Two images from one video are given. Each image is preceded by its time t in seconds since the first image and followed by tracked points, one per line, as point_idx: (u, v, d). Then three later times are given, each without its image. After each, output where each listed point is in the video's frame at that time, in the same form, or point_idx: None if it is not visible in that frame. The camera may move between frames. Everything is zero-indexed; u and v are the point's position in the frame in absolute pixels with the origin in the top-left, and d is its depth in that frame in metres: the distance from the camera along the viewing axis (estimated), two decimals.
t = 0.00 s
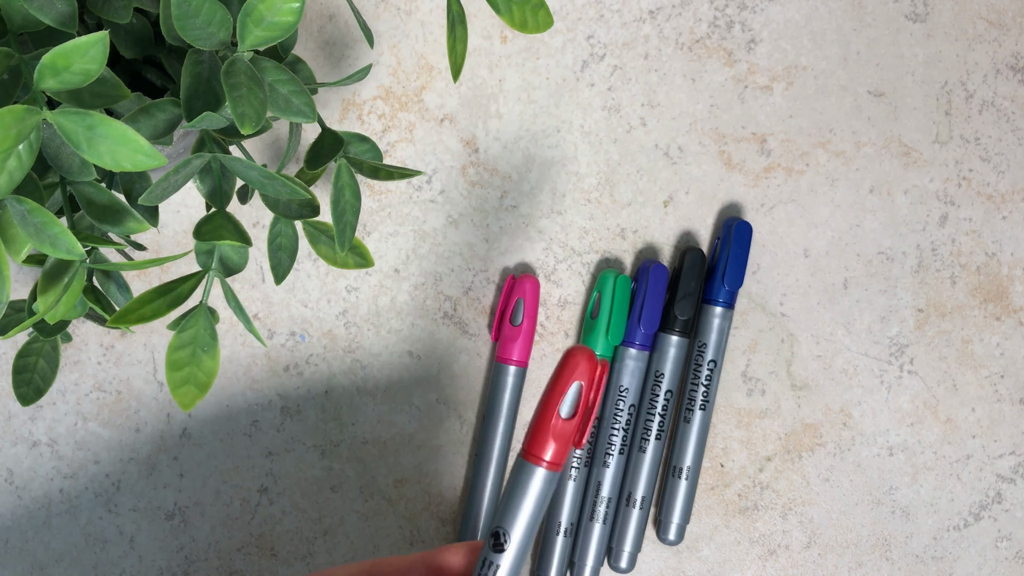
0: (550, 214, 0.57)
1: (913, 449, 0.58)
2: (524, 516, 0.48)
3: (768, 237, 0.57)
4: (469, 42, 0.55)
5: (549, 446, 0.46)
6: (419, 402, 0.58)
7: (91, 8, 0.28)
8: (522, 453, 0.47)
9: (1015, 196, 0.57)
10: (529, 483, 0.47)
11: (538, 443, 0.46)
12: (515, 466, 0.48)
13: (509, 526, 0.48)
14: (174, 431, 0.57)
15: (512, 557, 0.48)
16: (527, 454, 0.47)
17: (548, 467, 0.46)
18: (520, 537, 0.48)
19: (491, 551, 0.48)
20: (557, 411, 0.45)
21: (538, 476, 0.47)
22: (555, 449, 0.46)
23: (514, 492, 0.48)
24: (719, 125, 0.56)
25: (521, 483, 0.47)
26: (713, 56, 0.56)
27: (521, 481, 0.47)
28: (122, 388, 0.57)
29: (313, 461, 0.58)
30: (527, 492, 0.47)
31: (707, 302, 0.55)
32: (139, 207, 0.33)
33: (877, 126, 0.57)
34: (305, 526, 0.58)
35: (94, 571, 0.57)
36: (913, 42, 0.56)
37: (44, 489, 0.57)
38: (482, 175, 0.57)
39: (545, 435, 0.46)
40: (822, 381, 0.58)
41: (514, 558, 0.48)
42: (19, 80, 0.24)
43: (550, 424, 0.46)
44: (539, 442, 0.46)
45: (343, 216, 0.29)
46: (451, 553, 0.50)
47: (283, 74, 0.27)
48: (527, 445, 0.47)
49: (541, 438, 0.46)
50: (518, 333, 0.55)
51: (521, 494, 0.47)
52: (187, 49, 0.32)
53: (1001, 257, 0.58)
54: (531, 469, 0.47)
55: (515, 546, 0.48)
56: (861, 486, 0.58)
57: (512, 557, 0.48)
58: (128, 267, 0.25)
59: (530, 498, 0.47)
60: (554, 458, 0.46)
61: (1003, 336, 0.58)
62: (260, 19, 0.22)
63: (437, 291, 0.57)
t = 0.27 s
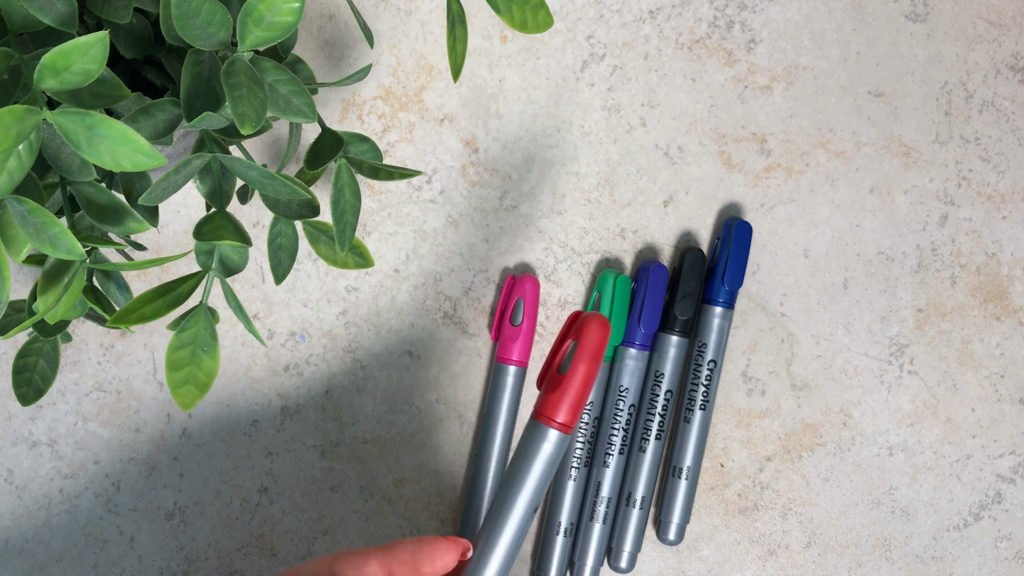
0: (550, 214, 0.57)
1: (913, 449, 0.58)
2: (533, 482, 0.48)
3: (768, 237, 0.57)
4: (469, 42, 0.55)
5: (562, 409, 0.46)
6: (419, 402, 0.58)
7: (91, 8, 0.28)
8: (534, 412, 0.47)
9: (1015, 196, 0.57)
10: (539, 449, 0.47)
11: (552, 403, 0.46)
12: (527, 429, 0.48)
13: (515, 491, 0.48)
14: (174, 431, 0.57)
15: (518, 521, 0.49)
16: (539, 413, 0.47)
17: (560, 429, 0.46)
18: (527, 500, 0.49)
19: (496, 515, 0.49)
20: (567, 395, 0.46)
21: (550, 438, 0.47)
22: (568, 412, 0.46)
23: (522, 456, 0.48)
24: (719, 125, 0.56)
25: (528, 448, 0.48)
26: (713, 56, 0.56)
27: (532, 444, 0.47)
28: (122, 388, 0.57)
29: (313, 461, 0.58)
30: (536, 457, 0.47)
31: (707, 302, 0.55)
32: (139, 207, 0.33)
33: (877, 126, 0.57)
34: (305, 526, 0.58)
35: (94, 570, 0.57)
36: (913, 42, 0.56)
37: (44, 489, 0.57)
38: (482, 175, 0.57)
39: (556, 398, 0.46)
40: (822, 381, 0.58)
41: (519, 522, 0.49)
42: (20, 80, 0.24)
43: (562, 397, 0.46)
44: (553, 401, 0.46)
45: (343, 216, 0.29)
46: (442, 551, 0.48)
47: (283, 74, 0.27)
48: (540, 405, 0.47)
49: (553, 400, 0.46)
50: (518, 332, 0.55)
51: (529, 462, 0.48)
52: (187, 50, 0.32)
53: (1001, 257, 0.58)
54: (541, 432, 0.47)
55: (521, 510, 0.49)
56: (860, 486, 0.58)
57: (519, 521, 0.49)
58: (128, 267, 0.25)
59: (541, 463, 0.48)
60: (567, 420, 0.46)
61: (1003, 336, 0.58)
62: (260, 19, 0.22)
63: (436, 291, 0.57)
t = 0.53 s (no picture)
0: (550, 214, 0.57)
1: (913, 449, 0.58)
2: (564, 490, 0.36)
3: (768, 237, 0.57)
4: (469, 42, 0.55)
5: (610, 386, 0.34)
6: (419, 402, 0.58)
7: (91, 8, 0.28)
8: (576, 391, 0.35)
9: (1015, 196, 0.57)
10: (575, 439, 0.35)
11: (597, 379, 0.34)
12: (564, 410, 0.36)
13: (542, 499, 0.37)
14: (174, 431, 0.57)
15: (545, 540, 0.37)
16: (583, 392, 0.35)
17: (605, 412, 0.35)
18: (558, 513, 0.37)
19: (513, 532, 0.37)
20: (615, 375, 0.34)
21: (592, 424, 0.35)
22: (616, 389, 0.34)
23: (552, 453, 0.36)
24: (719, 125, 0.56)
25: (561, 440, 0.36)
26: (713, 56, 0.56)
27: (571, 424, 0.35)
28: (122, 388, 0.57)
29: (313, 461, 0.58)
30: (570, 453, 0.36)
31: (707, 302, 0.55)
32: (139, 207, 0.33)
33: (877, 126, 0.57)
34: (305, 526, 0.58)
35: (94, 571, 0.57)
36: (913, 42, 0.56)
37: (44, 489, 0.57)
38: (482, 175, 0.57)
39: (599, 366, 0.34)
40: (822, 381, 0.58)
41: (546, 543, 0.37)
42: (20, 80, 0.24)
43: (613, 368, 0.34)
44: (598, 374, 0.34)
45: (343, 216, 0.29)
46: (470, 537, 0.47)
47: (283, 74, 0.27)
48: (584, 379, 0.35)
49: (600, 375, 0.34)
50: (518, 332, 0.55)
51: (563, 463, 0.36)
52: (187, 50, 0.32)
53: (1001, 257, 0.58)
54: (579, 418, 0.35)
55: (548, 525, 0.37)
56: (860, 486, 0.58)
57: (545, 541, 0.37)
58: (128, 267, 0.25)
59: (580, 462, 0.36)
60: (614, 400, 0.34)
61: (1003, 336, 0.58)
62: (260, 19, 0.22)
63: (437, 291, 0.57)
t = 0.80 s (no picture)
0: (550, 214, 0.57)
1: (913, 449, 0.58)
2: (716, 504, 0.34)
3: (768, 237, 0.57)
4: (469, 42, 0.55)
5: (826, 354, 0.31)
6: (419, 402, 0.58)
7: (91, 8, 0.28)
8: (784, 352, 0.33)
9: (1015, 196, 0.57)
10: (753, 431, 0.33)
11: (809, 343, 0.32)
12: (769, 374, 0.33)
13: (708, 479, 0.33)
14: (174, 431, 0.57)
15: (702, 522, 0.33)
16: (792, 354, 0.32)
17: (815, 382, 0.32)
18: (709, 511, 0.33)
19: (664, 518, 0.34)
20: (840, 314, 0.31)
21: (797, 394, 0.32)
22: (834, 360, 0.31)
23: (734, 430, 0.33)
24: (719, 125, 0.56)
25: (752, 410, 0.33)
26: (713, 55, 0.56)
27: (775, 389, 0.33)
28: (122, 388, 0.57)
29: (313, 461, 0.58)
30: (746, 442, 0.33)
31: (707, 302, 0.55)
32: (139, 207, 0.33)
33: (877, 126, 0.57)
34: (305, 526, 0.58)
35: (94, 571, 0.57)
36: (913, 42, 0.56)
37: (44, 489, 0.57)
38: (482, 175, 0.57)
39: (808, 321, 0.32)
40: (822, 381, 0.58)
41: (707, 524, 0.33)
42: (20, 80, 0.24)
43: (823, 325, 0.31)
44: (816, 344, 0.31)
45: (343, 216, 0.29)
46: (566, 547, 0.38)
47: (283, 74, 0.27)
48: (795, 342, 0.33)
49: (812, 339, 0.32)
50: (518, 332, 0.55)
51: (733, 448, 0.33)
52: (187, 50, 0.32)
53: (1001, 257, 0.58)
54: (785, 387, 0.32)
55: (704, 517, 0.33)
56: (861, 486, 0.58)
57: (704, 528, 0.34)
58: (128, 267, 0.25)
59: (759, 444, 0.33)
60: (829, 371, 0.32)
61: (1003, 336, 0.58)
62: (260, 19, 0.22)
63: (437, 291, 0.57)
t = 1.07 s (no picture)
0: (550, 214, 0.57)
1: (913, 449, 0.58)
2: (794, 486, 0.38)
3: (768, 237, 0.57)
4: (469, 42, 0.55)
5: (879, 389, 0.36)
6: (419, 402, 0.58)
7: (91, 7, 0.28)
8: (838, 384, 0.38)
9: (1015, 196, 0.57)
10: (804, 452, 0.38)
11: (868, 376, 0.36)
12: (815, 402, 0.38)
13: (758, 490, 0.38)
14: (174, 431, 0.57)
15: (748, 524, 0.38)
16: (846, 387, 0.37)
17: (866, 415, 0.37)
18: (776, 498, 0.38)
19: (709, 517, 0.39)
20: (906, 356, 0.35)
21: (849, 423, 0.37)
22: (885, 395, 0.36)
23: (779, 454, 0.38)
24: (719, 125, 0.56)
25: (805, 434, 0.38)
26: (713, 56, 0.56)
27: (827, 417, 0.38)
28: (122, 388, 0.57)
29: (313, 461, 0.58)
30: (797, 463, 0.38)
31: (707, 302, 0.55)
32: (139, 207, 0.33)
33: (877, 126, 0.57)
34: (305, 526, 0.58)
35: (94, 571, 0.57)
36: (913, 42, 0.56)
37: (44, 489, 0.57)
38: (482, 175, 0.57)
39: (871, 358, 0.36)
40: (822, 381, 0.58)
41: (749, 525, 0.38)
42: (19, 80, 0.24)
43: (891, 365, 0.36)
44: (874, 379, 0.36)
45: (343, 216, 0.29)
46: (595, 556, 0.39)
47: (284, 74, 0.27)
48: (850, 373, 0.37)
49: (874, 374, 0.36)
50: (519, 332, 0.55)
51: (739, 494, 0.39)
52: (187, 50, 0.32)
53: (1001, 257, 0.58)
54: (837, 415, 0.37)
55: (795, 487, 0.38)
56: (861, 486, 0.58)
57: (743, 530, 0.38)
58: (128, 267, 0.25)
59: (806, 459, 0.38)
60: (880, 405, 0.37)
61: (1003, 336, 0.58)
62: (260, 19, 0.22)
63: (437, 291, 0.57)
